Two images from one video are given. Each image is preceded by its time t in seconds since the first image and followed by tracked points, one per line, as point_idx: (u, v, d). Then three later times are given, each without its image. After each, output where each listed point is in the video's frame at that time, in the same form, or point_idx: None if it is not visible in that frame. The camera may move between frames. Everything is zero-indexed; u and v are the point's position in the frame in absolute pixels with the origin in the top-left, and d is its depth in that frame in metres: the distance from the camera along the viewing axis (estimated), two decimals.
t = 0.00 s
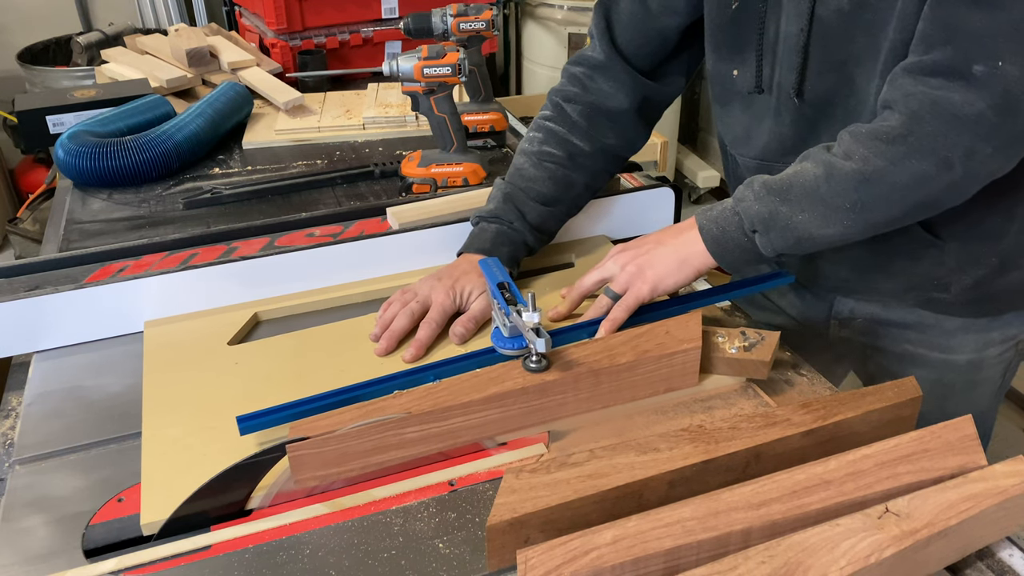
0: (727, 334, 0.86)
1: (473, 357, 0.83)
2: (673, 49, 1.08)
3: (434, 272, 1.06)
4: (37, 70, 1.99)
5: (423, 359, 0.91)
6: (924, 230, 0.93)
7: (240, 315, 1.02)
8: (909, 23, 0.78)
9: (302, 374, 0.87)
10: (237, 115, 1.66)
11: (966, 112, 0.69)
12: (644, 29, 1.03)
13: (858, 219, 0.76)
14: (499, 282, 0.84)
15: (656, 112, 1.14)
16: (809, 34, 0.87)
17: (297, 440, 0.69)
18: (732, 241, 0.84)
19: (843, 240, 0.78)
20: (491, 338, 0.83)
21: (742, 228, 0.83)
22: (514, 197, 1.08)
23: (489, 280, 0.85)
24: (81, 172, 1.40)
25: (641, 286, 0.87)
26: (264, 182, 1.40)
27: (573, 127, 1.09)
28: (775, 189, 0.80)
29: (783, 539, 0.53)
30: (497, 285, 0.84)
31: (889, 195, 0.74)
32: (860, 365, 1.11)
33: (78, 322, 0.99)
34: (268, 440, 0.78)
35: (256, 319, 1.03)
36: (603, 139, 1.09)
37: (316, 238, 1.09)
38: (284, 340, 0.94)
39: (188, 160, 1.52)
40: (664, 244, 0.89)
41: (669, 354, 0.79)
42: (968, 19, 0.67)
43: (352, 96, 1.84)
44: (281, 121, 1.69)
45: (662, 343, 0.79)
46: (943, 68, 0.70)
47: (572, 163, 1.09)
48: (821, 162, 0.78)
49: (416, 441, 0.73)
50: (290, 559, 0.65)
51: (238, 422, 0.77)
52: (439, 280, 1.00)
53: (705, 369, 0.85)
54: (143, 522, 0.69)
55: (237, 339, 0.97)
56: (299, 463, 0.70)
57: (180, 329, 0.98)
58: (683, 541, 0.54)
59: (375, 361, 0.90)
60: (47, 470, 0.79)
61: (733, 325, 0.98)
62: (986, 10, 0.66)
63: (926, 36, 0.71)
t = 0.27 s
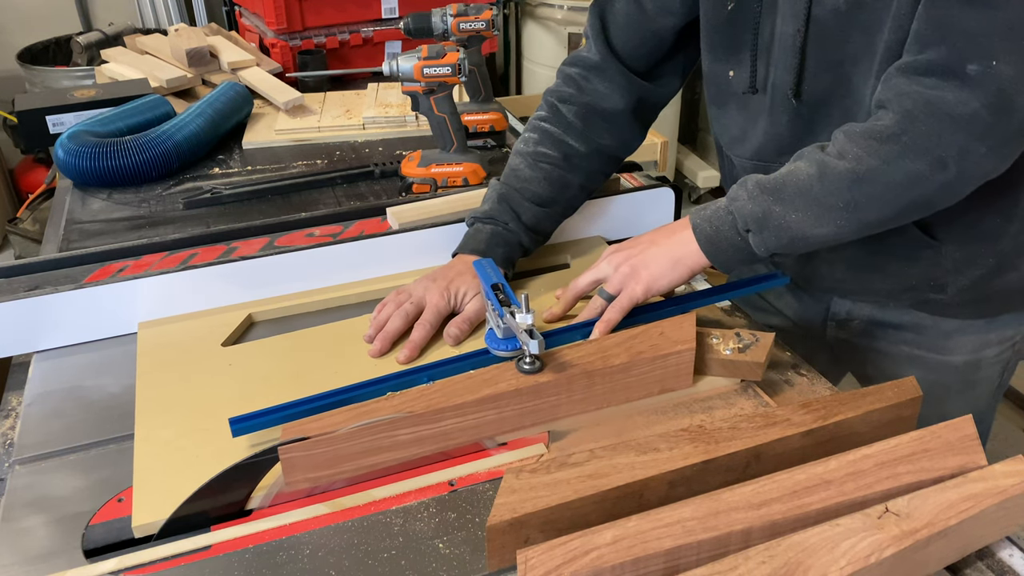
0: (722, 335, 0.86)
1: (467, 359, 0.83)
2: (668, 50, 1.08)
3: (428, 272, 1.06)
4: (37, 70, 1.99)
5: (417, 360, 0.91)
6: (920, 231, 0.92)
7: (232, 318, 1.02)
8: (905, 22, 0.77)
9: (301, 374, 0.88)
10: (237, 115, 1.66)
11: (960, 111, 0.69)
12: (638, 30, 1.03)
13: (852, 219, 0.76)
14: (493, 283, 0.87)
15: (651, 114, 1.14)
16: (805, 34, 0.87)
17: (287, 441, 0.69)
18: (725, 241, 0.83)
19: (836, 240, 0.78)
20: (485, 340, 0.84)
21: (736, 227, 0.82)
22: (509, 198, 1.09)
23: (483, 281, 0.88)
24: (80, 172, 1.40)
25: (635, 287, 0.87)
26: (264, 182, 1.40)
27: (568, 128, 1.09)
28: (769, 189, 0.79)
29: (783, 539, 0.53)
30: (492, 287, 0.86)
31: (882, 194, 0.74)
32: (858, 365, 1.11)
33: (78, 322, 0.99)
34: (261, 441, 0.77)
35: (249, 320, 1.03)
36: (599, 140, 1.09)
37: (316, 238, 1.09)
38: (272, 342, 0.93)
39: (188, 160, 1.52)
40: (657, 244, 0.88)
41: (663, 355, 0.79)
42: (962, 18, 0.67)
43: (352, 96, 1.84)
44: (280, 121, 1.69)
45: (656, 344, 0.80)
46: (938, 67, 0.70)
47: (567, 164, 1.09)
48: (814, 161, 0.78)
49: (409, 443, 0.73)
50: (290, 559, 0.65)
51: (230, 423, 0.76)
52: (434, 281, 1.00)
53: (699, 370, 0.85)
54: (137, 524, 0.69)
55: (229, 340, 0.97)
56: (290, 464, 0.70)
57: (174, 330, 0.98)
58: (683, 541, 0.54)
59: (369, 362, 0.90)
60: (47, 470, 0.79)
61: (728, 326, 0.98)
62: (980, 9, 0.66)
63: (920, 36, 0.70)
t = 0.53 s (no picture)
0: (718, 335, 0.87)
1: (463, 359, 0.83)
2: (665, 50, 1.08)
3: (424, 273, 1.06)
4: (37, 70, 1.99)
5: (413, 360, 0.91)
6: (920, 232, 0.92)
7: (228, 318, 1.02)
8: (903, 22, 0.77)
9: (300, 374, 0.88)
10: (237, 115, 1.66)
11: (957, 113, 0.69)
12: (635, 31, 1.03)
13: (848, 220, 0.76)
14: (489, 284, 0.87)
15: (648, 115, 1.14)
16: (803, 35, 0.86)
17: (282, 442, 0.69)
18: (722, 241, 0.83)
19: (833, 241, 0.78)
20: (481, 340, 0.84)
21: (732, 228, 0.82)
22: (505, 199, 1.08)
23: (480, 281, 0.88)
24: (80, 173, 1.40)
25: (631, 288, 0.87)
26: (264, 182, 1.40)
27: (565, 129, 1.09)
28: (766, 190, 0.79)
29: (783, 539, 0.53)
30: (488, 288, 0.86)
31: (879, 195, 0.74)
32: (857, 365, 1.11)
33: (78, 322, 0.99)
34: (256, 442, 0.77)
35: (245, 320, 1.03)
36: (596, 140, 1.09)
37: (316, 238, 1.09)
38: (272, 342, 0.94)
39: (188, 160, 1.52)
40: (654, 245, 0.88)
41: (659, 356, 0.79)
42: (959, 19, 0.67)
43: (352, 96, 1.84)
44: (280, 121, 1.69)
45: (652, 345, 0.80)
46: (935, 69, 0.70)
47: (564, 164, 1.09)
48: (811, 162, 0.78)
49: (404, 444, 0.73)
50: (290, 559, 0.65)
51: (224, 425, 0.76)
52: (429, 282, 1.00)
53: (694, 371, 0.85)
54: (132, 526, 0.69)
55: (225, 341, 0.97)
56: (285, 465, 0.70)
57: (171, 331, 0.98)
58: (683, 541, 0.54)
59: (365, 363, 0.90)
60: (47, 470, 0.79)
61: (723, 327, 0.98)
62: (978, 10, 0.66)
63: (918, 38, 0.70)
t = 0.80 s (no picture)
0: (713, 336, 0.87)
1: (459, 360, 0.83)
2: (663, 51, 1.08)
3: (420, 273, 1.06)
4: (37, 70, 1.99)
5: (408, 361, 0.91)
6: (920, 233, 0.92)
7: (224, 319, 1.02)
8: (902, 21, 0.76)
9: (299, 375, 0.88)
10: (237, 115, 1.66)
11: (955, 114, 0.69)
12: (633, 32, 1.03)
13: (845, 221, 0.76)
14: (484, 285, 0.87)
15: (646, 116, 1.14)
16: (804, 37, 0.87)
17: (275, 444, 0.69)
18: (718, 242, 0.83)
19: (829, 242, 0.78)
20: (476, 342, 0.83)
21: (729, 229, 0.82)
22: (501, 199, 1.08)
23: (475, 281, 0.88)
24: (80, 173, 1.40)
25: (626, 290, 0.87)
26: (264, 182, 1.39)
27: (562, 129, 1.08)
28: (762, 190, 0.79)
29: (783, 539, 0.53)
30: (482, 289, 0.86)
31: (876, 196, 0.74)
32: (856, 366, 1.11)
33: (78, 322, 0.99)
34: (248, 444, 0.77)
35: (240, 321, 1.03)
36: (592, 141, 1.09)
37: (316, 238, 1.09)
38: (269, 343, 0.93)
39: (188, 160, 1.52)
40: (649, 247, 0.88)
41: (653, 358, 0.80)
42: (958, 20, 0.67)
43: (352, 96, 1.84)
44: (280, 121, 1.69)
45: (646, 346, 0.80)
46: (933, 70, 0.69)
47: (561, 165, 1.09)
48: (808, 163, 0.77)
49: (401, 444, 0.73)
50: (290, 559, 0.65)
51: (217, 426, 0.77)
52: (425, 282, 0.99)
53: (689, 372, 0.86)
54: (123, 528, 0.68)
55: (220, 342, 0.97)
56: (278, 467, 0.70)
57: (168, 332, 0.98)
58: (683, 541, 0.54)
59: (359, 364, 0.90)
60: (47, 470, 0.79)
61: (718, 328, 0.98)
62: (977, 11, 0.66)
63: (917, 38, 0.70)
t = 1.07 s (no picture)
0: (707, 338, 0.87)
1: (453, 361, 0.83)
2: (659, 52, 1.08)
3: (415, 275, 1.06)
4: (37, 70, 1.99)
5: (402, 363, 0.91)
6: (920, 233, 0.92)
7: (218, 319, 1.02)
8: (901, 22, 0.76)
9: (297, 375, 0.88)
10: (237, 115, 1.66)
11: (950, 116, 0.68)
12: (630, 33, 1.02)
13: (839, 221, 0.76)
14: (478, 286, 0.86)
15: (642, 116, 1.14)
16: (801, 39, 0.87)
17: (268, 446, 0.69)
18: (713, 243, 0.83)
19: (824, 242, 0.78)
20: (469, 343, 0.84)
21: (723, 229, 0.82)
22: (496, 201, 1.08)
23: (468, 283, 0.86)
24: (80, 173, 1.40)
25: (620, 290, 0.87)
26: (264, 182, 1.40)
27: (558, 130, 1.09)
28: (757, 191, 0.79)
29: (783, 539, 0.54)
30: (476, 291, 0.85)
31: (870, 197, 0.74)
32: (855, 366, 1.11)
33: (78, 322, 0.99)
34: (241, 446, 0.77)
35: (234, 322, 1.02)
36: (588, 142, 1.09)
37: (316, 238, 1.09)
38: (267, 343, 0.93)
39: (188, 160, 1.52)
40: (643, 248, 0.88)
41: (647, 359, 0.80)
42: (953, 21, 0.66)
43: (352, 96, 1.84)
44: (280, 121, 1.69)
45: (640, 348, 0.80)
46: (929, 71, 0.69)
47: (556, 166, 1.09)
48: (802, 163, 0.77)
49: (402, 444, 0.73)
50: (290, 559, 0.65)
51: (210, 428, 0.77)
52: (420, 283, 0.99)
53: (684, 374, 0.85)
54: (115, 530, 0.68)
55: (213, 343, 0.97)
56: (270, 469, 0.70)
57: (165, 332, 0.98)
58: (683, 541, 0.54)
59: (352, 365, 0.90)
60: (47, 470, 0.79)
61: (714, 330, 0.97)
62: (973, 12, 0.65)
63: (913, 39, 0.69)
